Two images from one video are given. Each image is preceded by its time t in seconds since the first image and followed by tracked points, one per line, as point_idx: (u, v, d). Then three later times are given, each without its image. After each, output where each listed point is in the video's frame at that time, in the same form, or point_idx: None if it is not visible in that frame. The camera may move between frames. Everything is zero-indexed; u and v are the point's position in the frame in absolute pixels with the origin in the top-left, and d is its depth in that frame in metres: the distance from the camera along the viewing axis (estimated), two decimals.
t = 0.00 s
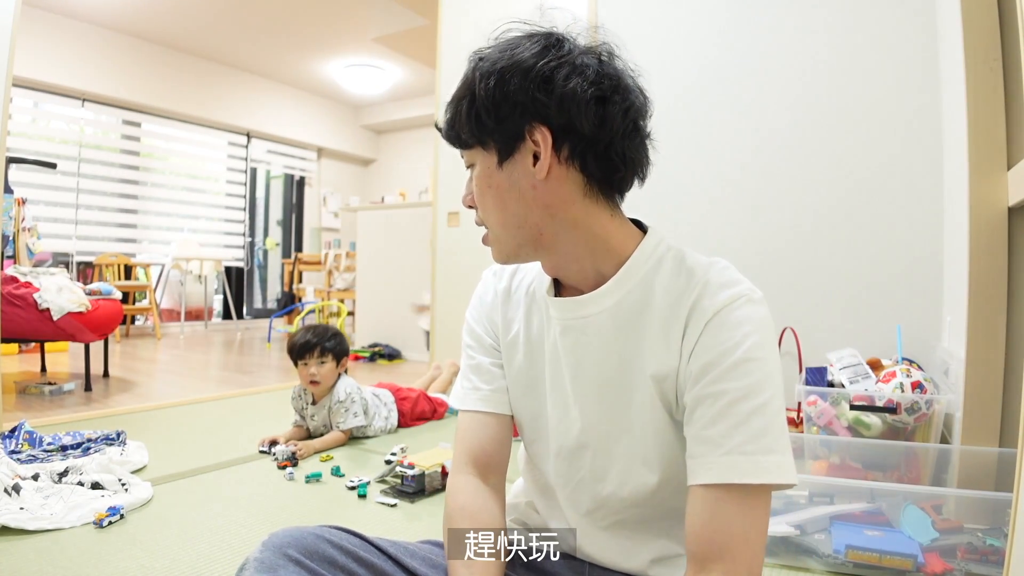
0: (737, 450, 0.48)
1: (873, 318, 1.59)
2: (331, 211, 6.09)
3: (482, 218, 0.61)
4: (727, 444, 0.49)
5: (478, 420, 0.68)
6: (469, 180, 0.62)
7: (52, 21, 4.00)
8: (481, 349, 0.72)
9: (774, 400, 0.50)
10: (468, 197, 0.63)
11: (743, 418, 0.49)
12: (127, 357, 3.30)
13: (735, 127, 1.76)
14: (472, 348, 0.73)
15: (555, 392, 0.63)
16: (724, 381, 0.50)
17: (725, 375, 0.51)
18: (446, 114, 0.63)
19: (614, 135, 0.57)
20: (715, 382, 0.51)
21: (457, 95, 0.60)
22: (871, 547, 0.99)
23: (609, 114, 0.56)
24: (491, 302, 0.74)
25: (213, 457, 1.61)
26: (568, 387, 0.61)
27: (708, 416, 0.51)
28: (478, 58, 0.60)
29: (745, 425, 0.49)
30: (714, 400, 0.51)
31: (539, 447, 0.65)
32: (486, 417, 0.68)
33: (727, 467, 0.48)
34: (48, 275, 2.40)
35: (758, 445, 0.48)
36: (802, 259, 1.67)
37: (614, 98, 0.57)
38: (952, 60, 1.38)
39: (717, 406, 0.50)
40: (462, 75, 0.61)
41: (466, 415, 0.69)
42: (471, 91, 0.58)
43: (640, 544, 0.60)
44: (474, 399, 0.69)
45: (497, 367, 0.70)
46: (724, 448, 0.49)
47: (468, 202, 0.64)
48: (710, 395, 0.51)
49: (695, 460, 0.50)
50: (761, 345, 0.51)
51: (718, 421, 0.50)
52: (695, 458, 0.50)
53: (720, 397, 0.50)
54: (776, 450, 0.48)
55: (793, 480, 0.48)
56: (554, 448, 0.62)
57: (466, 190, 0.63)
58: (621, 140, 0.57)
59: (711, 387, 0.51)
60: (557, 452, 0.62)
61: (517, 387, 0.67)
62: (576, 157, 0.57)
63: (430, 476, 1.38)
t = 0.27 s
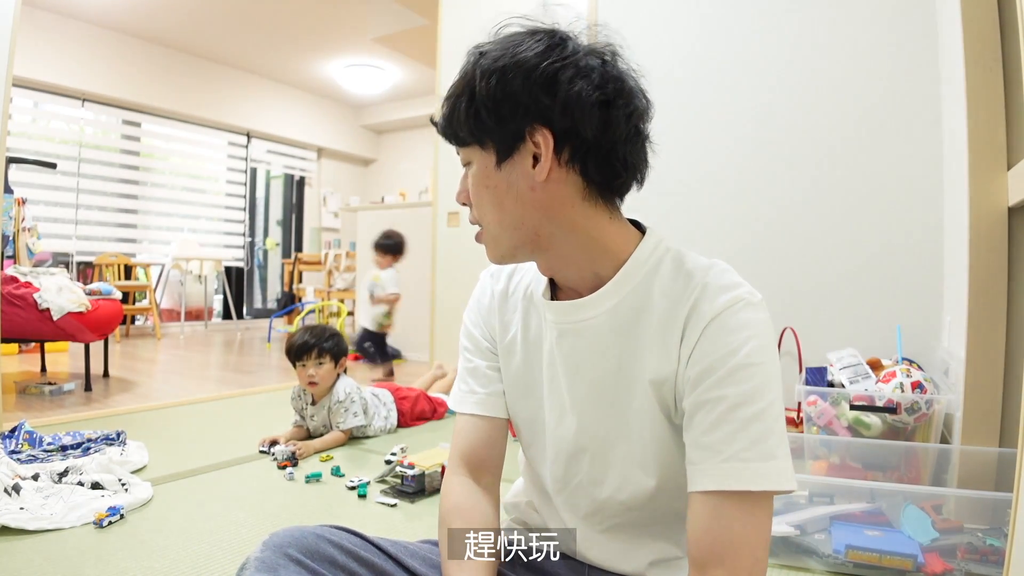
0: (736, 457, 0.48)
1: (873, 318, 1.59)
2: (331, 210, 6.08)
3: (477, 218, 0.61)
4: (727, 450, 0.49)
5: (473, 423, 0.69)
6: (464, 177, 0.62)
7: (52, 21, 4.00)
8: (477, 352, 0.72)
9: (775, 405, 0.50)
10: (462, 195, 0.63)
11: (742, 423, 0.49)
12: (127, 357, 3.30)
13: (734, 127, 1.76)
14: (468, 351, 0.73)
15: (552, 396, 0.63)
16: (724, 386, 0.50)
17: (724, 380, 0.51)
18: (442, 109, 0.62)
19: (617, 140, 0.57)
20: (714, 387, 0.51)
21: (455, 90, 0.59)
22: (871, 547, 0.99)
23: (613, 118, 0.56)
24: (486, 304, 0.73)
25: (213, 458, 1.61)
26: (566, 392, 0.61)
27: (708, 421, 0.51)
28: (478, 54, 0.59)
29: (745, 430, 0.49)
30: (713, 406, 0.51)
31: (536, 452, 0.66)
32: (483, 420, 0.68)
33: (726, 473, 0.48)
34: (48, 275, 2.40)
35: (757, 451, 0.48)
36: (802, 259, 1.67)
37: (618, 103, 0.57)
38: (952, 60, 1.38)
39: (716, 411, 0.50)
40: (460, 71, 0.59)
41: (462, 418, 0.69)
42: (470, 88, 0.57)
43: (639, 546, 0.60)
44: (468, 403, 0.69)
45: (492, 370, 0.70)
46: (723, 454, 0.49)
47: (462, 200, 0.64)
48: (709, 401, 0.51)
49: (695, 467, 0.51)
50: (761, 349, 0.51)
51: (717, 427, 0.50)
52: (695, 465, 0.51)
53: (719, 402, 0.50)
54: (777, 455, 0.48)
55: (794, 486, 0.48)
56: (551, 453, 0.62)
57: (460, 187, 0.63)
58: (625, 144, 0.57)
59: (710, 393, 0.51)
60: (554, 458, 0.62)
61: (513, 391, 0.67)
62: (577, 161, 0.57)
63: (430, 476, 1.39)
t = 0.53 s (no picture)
0: (737, 452, 0.48)
1: (874, 318, 1.59)
2: (331, 211, 6.08)
3: (489, 206, 0.60)
4: (728, 446, 0.48)
5: (461, 416, 0.68)
6: (479, 164, 0.61)
7: (51, 21, 4.00)
8: (474, 347, 0.71)
9: (779, 404, 0.49)
10: (471, 183, 0.62)
11: (746, 422, 0.49)
12: (127, 358, 3.30)
13: (735, 127, 1.76)
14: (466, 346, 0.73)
15: (552, 395, 0.63)
16: (729, 385, 0.50)
17: (729, 379, 0.50)
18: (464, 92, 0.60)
19: (648, 138, 0.59)
20: (719, 386, 0.51)
21: (487, 72, 0.58)
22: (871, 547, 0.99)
23: (648, 116, 0.58)
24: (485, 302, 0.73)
25: (213, 458, 1.61)
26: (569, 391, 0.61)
27: (712, 419, 0.50)
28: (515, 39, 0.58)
29: (749, 429, 0.48)
30: (718, 404, 0.51)
31: (535, 451, 0.65)
32: (472, 413, 0.68)
33: (727, 469, 0.48)
34: (48, 275, 2.40)
35: (758, 449, 0.48)
36: (802, 259, 1.67)
37: (651, 102, 0.59)
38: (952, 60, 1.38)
39: (720, 409, 0.50)
40: (492, 53, 0.58)
41: (453, 410, 0.69)
42: (509, 71, 0.57)
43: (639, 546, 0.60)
44: (463, 394, 0.69)
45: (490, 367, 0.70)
46: (725, 450, 0.49)
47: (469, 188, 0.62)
48: (714, 400, 0.51)
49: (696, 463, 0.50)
50: (767, 350, 0.51)
51: (719, 425, 0.50)
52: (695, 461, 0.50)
53: (723, 401, 0.50)
54: (778, 453, 0.48)
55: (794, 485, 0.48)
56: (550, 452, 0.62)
57: (470, 175, 0.61)
58: (652, 145, 0.60)
59: (714, 392, 0.51)
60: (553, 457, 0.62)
61: (512, 390, 0.67)
62: (607, 157, 0.58)
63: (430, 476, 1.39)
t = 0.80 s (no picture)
0: (745, 441, 0.46)
1: (874, 318, 1.59)
2: (331, 211, 6.09)
3: (492, 221, 0.62)
4: (736, 435, 0.46)
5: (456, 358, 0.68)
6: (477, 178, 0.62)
7: (52, 21, 4.00)
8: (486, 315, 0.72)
9: (787, 393, 0.47)
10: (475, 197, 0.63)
11: (750, 410, 0.47)
12: (127, 358, 3.30)
13: (735, 127, 1.76)
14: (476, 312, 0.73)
15: (562, 389, 0.63)
16: (734, 375, 0.49)
17: (733, 370, 0.49)
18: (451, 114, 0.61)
19: (629, 141, 0.57)
20: (724, 377, 0.50)
21: (465, 96, 0.58)
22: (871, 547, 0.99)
23: (625, 119, 0.56)
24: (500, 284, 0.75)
25: (213, 457, 1.61)
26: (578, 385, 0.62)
27: (719, 409, 0.49)
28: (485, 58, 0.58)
29: (754, 417, 0.46)
30: (723, 395, 0.49)
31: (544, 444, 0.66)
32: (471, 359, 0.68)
33: (735, 458, 0.46)
34: (48, 275, 2.40)
35: (767, 436, 0.45)
36: (802, 258, 1.67)
37: (628, 103, 0.56)
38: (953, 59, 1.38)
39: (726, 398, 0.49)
40: (467, 76, 0.58)
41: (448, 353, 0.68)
42: (479, 95, 0.56)
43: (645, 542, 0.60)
44: (468, 342, 0.69)
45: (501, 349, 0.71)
46: (733, 439, 0.46)
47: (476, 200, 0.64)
48: (718, 391, 0.50)
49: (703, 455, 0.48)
50: (774, 340, 0.49)
51: (725, 415, 0.48)
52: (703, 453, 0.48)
53: (728, 391, 0.49)
54: (790, 442, 0.46)
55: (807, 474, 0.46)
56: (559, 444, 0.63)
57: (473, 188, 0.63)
58: (637, 144, 0.57)
59: (719, 383, 0.50)
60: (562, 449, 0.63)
61: (522, 382, 0.68)
62: (590, 162, 0.57)
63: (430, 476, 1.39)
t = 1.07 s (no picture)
0: (746, 446, 0.46)
1: (874, 318, 1.59)
2: (331, 210, 6.08)
3: (492, 224, 0.62)
4: (736, 440, 0.47)
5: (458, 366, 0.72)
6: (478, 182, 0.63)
7: (51, 21, 4.00)
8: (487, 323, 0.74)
9: (785, 396, 0.48)
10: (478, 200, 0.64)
11: (748, 415, 0.47)
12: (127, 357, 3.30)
13: (735, 127, 1.76)
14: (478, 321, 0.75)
15: (562, 390, 0.63)
16: (732, 378, 0.49)
17: (731, 372, 0.49)
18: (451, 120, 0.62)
19: (622, 140, 0.56)
20: (722, 379, 0.50)
21: (461, 102, 0.59)
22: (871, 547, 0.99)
23: (615, 119, 0.56)
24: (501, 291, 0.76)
25: (213, 457, 1.61)
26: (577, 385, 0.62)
27: (718, 413, 0.49)
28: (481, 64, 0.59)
29: (752, 422, 0.47)
30: (722, 398, 0.49)
31: (543, 446, 0.66)
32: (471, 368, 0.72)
33: (737, 463, 0.46)
34: (48, 275, 2.40)
35: (767, 441, 0.46)
36: (803, 258, 1.67)
37: (619, 103, 0.56)
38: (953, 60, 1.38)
39: (725, 401, 0.49)
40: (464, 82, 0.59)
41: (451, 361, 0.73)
42: (475, 101, 0.57)
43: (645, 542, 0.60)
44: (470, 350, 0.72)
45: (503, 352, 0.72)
46: (733, 445, 0.47)
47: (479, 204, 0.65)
48: (716, 394, 0.50)
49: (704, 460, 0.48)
50: (771, 342, 0.50)
51: (724, 419, 0.48)
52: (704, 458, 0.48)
53: (727, 393, 0.49)
54: (789, 446, 0.46)
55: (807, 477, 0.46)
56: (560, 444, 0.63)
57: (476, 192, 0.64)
58: (628, 144, 0.57)
59: (717, 385, 0.50)
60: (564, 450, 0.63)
61: (522, 382, 0.68)
62: (584, 163, 0.57)
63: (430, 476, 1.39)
